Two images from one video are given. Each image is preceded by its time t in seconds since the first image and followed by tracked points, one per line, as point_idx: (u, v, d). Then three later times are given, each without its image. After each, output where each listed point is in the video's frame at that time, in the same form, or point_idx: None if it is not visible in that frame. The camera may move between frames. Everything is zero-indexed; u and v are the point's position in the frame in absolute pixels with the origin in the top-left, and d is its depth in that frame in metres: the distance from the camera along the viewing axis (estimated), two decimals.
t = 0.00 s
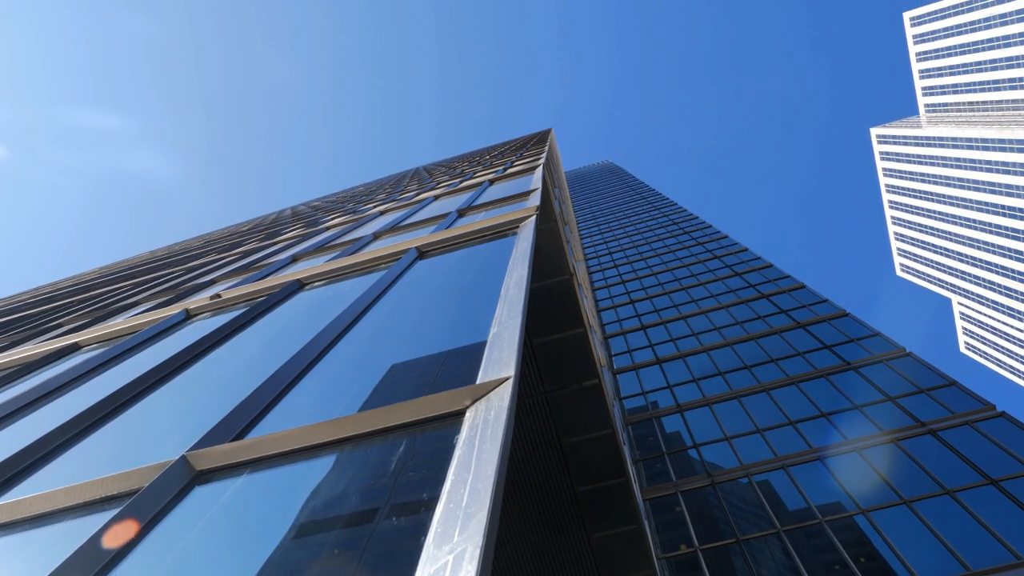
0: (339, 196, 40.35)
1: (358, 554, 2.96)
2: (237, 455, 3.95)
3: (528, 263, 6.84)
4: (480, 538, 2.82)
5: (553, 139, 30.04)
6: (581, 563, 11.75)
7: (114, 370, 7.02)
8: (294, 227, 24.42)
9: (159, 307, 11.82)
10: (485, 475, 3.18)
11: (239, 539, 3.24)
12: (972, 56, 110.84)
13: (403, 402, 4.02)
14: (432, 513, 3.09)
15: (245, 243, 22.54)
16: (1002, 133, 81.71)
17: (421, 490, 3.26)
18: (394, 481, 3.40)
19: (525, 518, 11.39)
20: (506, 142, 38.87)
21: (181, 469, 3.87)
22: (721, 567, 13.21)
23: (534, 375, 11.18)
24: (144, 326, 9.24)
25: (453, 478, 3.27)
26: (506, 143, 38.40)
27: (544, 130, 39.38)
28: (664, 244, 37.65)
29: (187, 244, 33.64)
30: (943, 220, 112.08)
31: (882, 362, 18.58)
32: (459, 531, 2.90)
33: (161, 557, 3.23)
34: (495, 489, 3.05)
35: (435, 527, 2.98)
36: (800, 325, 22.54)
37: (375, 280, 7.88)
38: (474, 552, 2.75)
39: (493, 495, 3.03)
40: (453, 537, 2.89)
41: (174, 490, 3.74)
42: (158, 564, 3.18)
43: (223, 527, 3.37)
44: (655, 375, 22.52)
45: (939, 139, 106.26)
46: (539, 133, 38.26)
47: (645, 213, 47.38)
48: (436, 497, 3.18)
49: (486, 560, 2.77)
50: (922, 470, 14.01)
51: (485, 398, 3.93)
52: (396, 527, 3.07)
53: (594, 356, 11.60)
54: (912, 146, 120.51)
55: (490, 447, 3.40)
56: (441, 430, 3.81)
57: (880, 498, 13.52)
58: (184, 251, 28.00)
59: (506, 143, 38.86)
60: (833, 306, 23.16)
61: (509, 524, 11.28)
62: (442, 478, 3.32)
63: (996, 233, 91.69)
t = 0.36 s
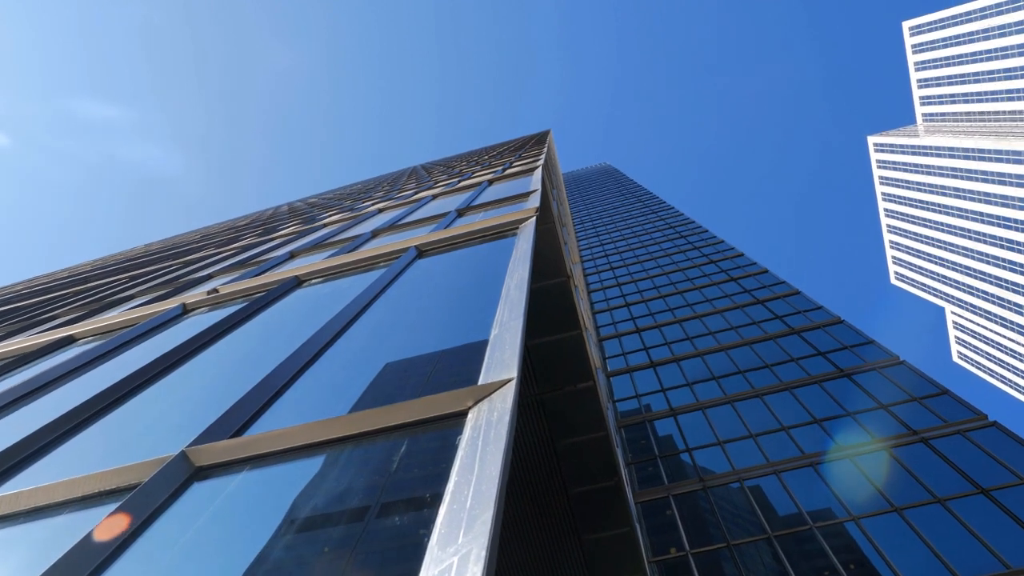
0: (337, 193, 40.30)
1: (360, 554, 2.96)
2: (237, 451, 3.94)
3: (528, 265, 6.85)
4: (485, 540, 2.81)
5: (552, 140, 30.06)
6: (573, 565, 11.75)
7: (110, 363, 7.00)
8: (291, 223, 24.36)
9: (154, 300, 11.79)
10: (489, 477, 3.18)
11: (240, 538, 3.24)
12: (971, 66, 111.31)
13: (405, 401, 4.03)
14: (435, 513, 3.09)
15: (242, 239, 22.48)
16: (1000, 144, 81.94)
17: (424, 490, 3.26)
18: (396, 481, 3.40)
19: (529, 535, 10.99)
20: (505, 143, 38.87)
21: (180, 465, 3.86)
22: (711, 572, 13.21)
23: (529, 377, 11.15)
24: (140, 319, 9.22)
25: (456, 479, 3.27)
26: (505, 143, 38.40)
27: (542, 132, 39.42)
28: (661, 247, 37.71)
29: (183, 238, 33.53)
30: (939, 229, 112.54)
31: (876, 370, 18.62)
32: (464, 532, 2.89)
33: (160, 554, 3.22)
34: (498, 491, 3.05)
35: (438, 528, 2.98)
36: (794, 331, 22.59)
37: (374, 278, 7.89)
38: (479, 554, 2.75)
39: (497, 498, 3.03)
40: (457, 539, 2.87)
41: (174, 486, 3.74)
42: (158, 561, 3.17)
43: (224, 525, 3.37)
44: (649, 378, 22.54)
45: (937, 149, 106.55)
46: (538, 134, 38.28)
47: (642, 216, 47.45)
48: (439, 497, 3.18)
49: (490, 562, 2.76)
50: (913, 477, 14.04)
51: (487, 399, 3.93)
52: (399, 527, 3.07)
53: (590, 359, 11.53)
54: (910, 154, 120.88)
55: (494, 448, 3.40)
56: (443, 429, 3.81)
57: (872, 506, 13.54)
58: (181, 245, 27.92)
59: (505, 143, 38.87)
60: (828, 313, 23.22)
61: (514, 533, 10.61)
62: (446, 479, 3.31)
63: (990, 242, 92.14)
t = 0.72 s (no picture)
0: (334, 190, 40.22)
1: (359, 557, 2.96)
2: (236, 450, 3.94)
3: (528, 268, 6.81)
4: (488, 545, 2.81)
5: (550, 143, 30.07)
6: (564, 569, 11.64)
7: (106, 358, 6.96)
8: (288, 220, 24.30)
9: (150, 295, 11.73)
10: (491, 481, 3.19)
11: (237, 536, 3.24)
12: (969, 78, 111.87)
13: (406, 402, 4.02)
14: (439, 515, 3.09)
15: (238, 235, 22.41)
16: (996, 156, 82.28)
17: (428, 492, 3.26)
18: (399, 484, 3.40)
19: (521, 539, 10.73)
20: (504, 144, 38.88)
21: (179, 461, 3.85)
22: None
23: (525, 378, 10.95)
24: (136, 314, 9.18)
25: (458, 482, 3.27)
26: (504, 145, 38.42)
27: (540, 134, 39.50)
28: (657, 252, 37.77)
29: (178, 233, 33.38)
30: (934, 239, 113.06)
31: (869, 379, 18.66)
32: (467, 536, 2.89)
33: (158, 552, 3.21)
34: (501, 496, 3.06)
35: (441, 530, 2.97)
36: (788, 338, 22.63)
37: (373, 277, 7.88)
38: (483, 558, 2.75)
39: (500, 502, 3.03)
40: (460, 542, 2.87)
41: (172, 483, 3.72)
42: (154, 558, 3.17)
43: (222, 522, 3.36)
44: (643, 382, 22.54)
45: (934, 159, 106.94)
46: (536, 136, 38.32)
47: (639, 220, 47.54)
48: (443, 500, 3.19)
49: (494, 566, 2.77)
50: (904, 487, 14.06)
51: (488, 402, 3.94)
52: (401, 529, 3.08)
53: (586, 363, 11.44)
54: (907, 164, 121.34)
55: (495, 452, 3.41)
56: (444, 432, 3.81)
57: (863, 514, 13.57)
58: (176, 240, 27.81)
59: (504, 145, 38.87)
60: (822, 320, 23.27)
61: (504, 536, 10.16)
62: (448, 481, 3.32)
63: (985, 254, 92.62)
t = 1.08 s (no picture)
0: (333, 189, 40.17)
1: (360, 558, 2.97)
2: (235, 448, 3.93)
3: (528, 271, 6.81)
4: (491, 548, 2.80)
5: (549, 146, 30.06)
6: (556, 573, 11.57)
7: (102, 354, 6.93)
8: (285, 218, 24.25)
9: (146, 292, 11.68)
10: (493, 483, 3.19)
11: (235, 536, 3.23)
12: (967, 89, 112.38)
13: (406, 403, 4.02)
14: (441, 518, 3.10)
15: (236, 232, 22.34)
16: (994, 167, 82.57)
17: (428, 495, 3.27)
18: (399, 486, 3.40)
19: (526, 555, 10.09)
20: (503, 146, 38.91)
21: (176, 460, 3.84)
22: None
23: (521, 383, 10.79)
24: (133, 310, 9.15)
25: (460, 485, 3.27)
26: (503, 147, 38.45)
27: (539, 137, 39.55)
28: (654, 256, 37.82)
29: (175, 230, 33.26)
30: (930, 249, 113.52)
31: (863, 387, 18.70)
32: (469, 540, 2.88)
33: (155, 550, 3.20)
34: (503, 500, 3.05)
35: (442, 533, 2.98)
36: (784, 345, 22.68)
37: (372, 277, 7.88)
38: (484, 561, 2.75)
39: (502, 506, 3.03)
40: (462, 546, 2.87)
41: (170, 481, 3.72)
42: (150, 557, 3.16)
43: (219, 522, 3.35)
44: (637, 386, 22.55)
45: (932, 169, 107.30)
46: (535, 139, 38.38)
47: (636, 225, 47.63)
48: (444, 503, 3.19)
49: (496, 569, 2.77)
50: (897, 495, 14.07)
51: (490, 404, 3.94)
52: (402, 531, 3.08)
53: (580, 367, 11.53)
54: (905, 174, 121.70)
55: (497, 455, 3.40)
56: (444, 433, 3.81)
57: (855, 521, 13.59)
58: (173, 236, 27.70)
59: (503, 147, 38.91)
60: (817, 328, 23.33)
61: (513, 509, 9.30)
62: (449, 484, 3.32)
63: (980, 264, 93.05)
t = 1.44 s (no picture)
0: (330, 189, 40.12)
1: (359, 561, 2.97)
2: (233, 447, 3.92)
3: (528, 275, 6.79)
4: (492, 553, 2.81)
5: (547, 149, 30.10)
6: None
7: (98, 349, 6.90)
8: (282, 217, 24.19)
9: (141, 288, 11.63)
10: (494, 487, 3.19)
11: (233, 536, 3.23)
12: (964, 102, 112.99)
13: (406, 406, 4.02)
14: (444, 520, 3.09)
15: (232, 230, 22.27)
16: (990, 181, 82.95)
17: (428, 498, 3.27)
18: (398, 488, 3.40)
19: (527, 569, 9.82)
20: (502, 150, 38.96)
21: (174, 458, 3.82)
22: None
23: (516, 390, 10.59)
24: (129, 306, 9.11)
25: (460, 489, 3.27)
26: (502, 150, 38.47)
27: (539, 141, 39.59)
28: (650, 262, 37.88)
29: (170, 226, 33.15)
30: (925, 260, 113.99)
31: (856, 397, 18.73)
32: (470, 544, 2.89)
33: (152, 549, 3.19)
34: (504, 505, 3.06)
35: (442, 537, 2.98)
36: (777, 353, 22.72)
37: (371, 278, 7.87)
38: (485, 566, 2.75)
39: (504, 511, 3.03)
40: (463, 550, 2.87)
41: (168, 479, 3.71)
42: (148, 555, 3.15)
43: (219, 521, 3.35)
44: (631, 392, 22.54)
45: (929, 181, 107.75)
46: (534, 142, 38.44)
47: (633, 230, 47.71)
48: (444, 506, 3.19)
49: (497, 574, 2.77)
50: (889, 506, 14.08)
51: (490, 407, 3.94)
52: (402, 533, 3.08)
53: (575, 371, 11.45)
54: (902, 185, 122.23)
55: (498, 459, 3.41)
56: (444, 437, 3.81)
57: (846, 531, 13.60)
58: (168, 233, 27.59)
59: (502, 150, 38.95)
60: (811, 337, 23.38)
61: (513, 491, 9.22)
62: (451, 486, 3.32)
63: (974, 276, 93.50)
